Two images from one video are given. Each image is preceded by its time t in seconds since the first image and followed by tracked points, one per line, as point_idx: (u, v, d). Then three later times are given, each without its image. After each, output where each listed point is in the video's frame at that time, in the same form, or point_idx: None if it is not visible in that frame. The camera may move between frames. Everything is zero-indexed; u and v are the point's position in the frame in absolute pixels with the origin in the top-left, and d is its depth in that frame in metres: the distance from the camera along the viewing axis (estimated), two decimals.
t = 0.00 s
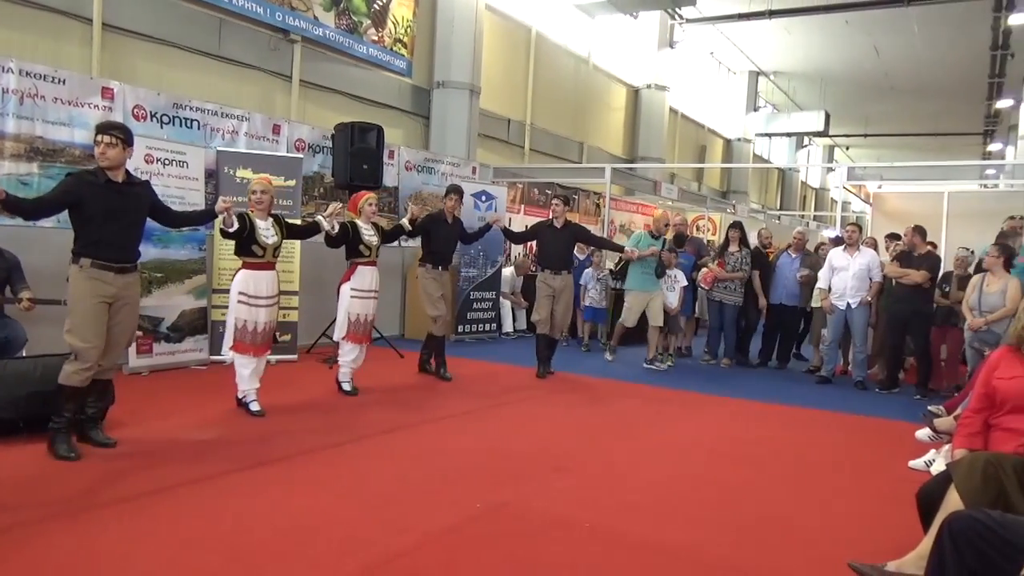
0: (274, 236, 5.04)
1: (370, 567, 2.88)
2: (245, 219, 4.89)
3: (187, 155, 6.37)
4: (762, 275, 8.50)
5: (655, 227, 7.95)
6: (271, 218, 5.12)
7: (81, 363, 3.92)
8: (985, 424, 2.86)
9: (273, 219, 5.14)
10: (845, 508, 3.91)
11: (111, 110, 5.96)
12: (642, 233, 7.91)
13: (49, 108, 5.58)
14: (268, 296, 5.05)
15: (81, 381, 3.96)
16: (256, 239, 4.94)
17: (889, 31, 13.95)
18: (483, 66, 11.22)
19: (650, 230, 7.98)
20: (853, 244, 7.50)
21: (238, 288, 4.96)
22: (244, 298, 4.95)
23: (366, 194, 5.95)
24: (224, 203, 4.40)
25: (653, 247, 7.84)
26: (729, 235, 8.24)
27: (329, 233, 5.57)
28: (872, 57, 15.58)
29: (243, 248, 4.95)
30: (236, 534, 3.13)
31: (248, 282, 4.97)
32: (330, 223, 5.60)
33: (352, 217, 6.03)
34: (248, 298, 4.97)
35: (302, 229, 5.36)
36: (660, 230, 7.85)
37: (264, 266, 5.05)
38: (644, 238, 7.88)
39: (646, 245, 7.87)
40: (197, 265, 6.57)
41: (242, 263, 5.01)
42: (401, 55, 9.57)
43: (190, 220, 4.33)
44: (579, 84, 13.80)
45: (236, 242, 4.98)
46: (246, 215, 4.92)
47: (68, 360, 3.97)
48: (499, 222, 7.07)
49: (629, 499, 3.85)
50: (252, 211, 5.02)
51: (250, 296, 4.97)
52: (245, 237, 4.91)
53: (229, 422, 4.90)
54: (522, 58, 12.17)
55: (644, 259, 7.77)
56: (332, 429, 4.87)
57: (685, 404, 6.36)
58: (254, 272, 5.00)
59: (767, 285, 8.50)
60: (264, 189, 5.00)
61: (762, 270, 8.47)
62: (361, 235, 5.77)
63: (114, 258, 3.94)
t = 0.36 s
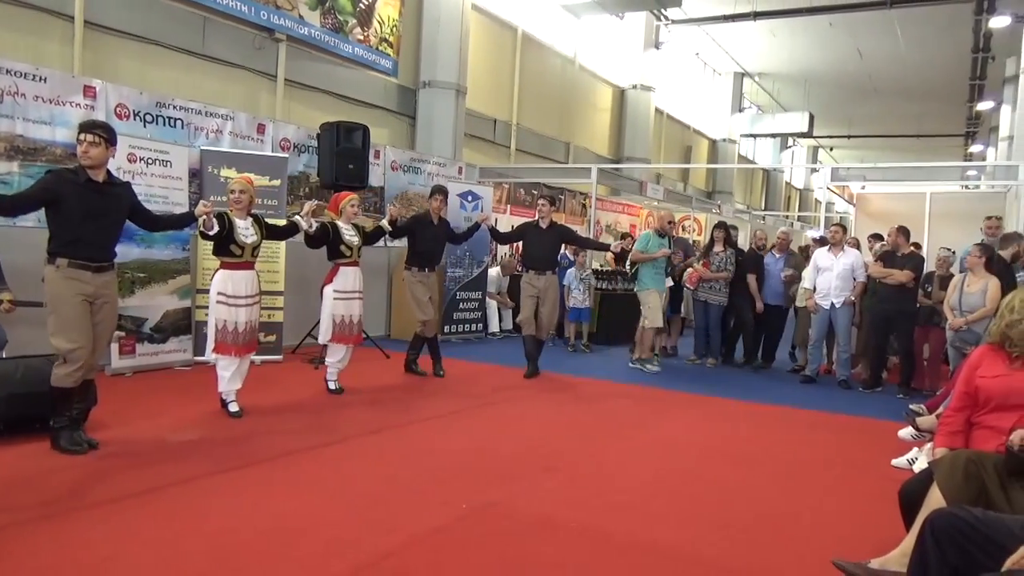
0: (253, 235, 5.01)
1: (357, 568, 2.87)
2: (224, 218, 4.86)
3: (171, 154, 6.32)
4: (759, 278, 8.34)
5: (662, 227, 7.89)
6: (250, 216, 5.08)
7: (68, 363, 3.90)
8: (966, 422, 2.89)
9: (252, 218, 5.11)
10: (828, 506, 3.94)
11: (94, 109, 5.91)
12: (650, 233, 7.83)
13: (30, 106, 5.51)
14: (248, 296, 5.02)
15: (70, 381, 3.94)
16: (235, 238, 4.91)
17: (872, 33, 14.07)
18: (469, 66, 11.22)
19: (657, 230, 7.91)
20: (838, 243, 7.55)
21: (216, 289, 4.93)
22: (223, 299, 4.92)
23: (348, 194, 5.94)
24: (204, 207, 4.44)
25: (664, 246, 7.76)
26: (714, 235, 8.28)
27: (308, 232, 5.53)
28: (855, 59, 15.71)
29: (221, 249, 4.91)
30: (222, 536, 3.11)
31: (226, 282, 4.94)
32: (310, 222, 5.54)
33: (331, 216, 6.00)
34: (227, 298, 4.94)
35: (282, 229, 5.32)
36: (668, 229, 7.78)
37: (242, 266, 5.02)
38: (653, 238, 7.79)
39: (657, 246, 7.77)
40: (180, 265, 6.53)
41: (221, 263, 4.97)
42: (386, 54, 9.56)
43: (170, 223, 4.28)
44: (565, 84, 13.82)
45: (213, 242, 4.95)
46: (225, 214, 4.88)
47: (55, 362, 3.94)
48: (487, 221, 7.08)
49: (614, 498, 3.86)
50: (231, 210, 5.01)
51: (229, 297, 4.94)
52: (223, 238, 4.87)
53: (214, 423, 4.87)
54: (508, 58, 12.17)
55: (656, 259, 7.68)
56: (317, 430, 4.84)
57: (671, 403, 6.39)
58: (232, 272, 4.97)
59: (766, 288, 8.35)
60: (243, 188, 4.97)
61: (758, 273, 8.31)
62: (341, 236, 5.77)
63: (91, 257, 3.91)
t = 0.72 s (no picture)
0: (229, 232, 4.97)
1: (337, 569, 2.85)
2: (198, 215, 4.80)
3: (147, 152, 6.24)
4: (744, 278, 8.27)
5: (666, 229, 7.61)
6: (225, 215, 5.03)
7: (40, 369, 3.82)
8: (942, 419, 2.92)
9: (227, 217, 5.06)
10: (808, 503, 3.98)
11: (68, 106, 5.81)
12: (655, 237, 7.57)
13: (3, 104, 5.41)
14: (224, 295, 4.98)
15: (42, 388, 3.85)
16: (211, 235, 4.86)
17: (849, 35, 14.23)
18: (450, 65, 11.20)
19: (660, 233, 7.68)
20: (815, 243, 7.65)
21: (192, 287, 4.86)
22: (200, 298, 4.85)
23: (327, 192, 5.91)
24: (177, 199, 4.35)
25: (670, 250, 7.54)
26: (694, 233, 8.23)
27: (283, 229, 5.47)
28: (833, 60, 15.88)
29: (197, 247, 4.87)
30: (201, 538, 3.08)
31: (203, 281, 4.88)
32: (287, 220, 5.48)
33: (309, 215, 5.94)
34: (204, 297, 4.87)
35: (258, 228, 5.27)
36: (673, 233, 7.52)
37: (219, 264, 4.97)
38: (659, 242, 7.55)
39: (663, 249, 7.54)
40: (157, 265, 6.45)
41: (196, 261, 4.92)
42: (366, 53, 9.52)
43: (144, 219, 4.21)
44: (546, 84, 13.83)
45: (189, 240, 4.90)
46: (199, 211, 4.82)
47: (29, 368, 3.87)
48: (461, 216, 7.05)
49: (596, 497, 3.86)
50: (206, 208, 4.94)
51: (206, 296, 4.88)
52: (199, 234, 4.82)
53: (193, 424, 4.82)
54: (489, 58, 12.17)
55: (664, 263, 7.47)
56: (298, 430, 4.81)
57: (652, 402, 6.41)
58: (208, 271, 4.92)
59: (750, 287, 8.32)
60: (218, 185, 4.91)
61: (744, 272, 8.23)
62: (320, 233, 5.71)
63: (62, 259, 3.84)
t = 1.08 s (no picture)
0: (201, 233, 4.92)
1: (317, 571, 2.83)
2: (169, 214, 4.73)
3: (122, 151, 6.15)
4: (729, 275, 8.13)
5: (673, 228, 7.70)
6: (197, 216, 4.98)
7: (10, 374, 3.76)
8: (915, 416, 2.96)
9: (200, 218, 5.00)
10: (786, 501, 4.02)
11: (41, 104, 5.70)
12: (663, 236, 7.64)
13: None
14: (194, 297, 4.92)
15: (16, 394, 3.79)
16: (181, 235, 4.81)
17: (826, 36, 14.36)
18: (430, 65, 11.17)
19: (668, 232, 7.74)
20: (794, 243, 7.70)
21: (161, 289, 4.83)
22: (169, 300, 4.82)
23: (305, 194, 5.83)
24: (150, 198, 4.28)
25: (677, 249, 7.57)
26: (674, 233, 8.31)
27: (261, 233, 5.40)
28: (810, 61, 16.02)
29: (167, 248, 4.82)
30: (179, 541, 3.04)
31: (172, 282, 4.84)
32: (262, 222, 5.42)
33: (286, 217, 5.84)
34: (173, 299, 4.83)
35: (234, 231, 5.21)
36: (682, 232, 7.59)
37: (189, 265, 4.92)
38: (666, 241, 7.60)
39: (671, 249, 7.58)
40: (133, 265, 6.37)
41: (166, 262, 4.87)
42: (346, 51, 9.49)
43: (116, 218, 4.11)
44: (526, 83, 13.83)
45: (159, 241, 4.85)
46: (170, 211, 4.77)
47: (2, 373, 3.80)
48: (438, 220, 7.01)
49: (577, 495, 3.88)
50: (177, 208, 4.87)
51: (175, 298, 4.84)
52: (169, 235, 4.76)
53: (171, 427, 4.76)
54: (469, 57, 12.15)
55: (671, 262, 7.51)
56: (277, 432, 4.78)
57: (632, 401, 6.44)
58: (178, 272, 4.87)
59: (735, 285, 8.17)
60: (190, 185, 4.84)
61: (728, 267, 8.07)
62: (297, 235, 5.67)
63: (32, 258, 3.78)
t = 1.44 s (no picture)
0: (177, 231, 4.86)
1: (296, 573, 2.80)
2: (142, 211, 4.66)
3: (100, 149, 6.07)
4: (724, 275, 8.12)
5: (693, 232, 7.76)
6: (174, 212, 4.92)
7: None
8: (893, 415, 3.02)
9: (176, 215, 4.95)
10: (767, 498, 4.05)
11: (16, 101, 5.62)
12: (682, 239, 7.70)
13: None
14: (172, 296, 4.87)
15: None
16: (157, 233, 4.74)
17: (806, 37, 14.49)
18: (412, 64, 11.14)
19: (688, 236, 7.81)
20: (775, 243, 7.78)
21: (139, 289, 4.77)
22: (147, 299, 4.76)
23: (286, 191, 5.80)
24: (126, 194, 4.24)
25: (696, 253, 7.62)
26: (654, 233, 8.44)
27: (241, 229, 5.36)
28: (790, 62, 16.14)
29: (143, 244, 4.75)
30: (156, 543, 3.01)
31: (149, 281, 4.79)
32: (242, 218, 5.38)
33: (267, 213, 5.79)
34: (150, 298, 4.78)
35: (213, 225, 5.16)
36: (702, 235, 7.66)
37: (167, 262, 4.86)
38: (685, 244, 7.66)
39: (690, 252, 7.64)
40: (111, 265, 6.30)
41: (143, 261, 4.81)
42: (328, 50, 9.45)
43: (89, 213, 4.07)
44: (509, 83, 13.84)
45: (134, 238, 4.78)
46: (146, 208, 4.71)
47: None
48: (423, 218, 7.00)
49: (559, 494, 3.88)
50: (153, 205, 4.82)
51: (153, 297, 4.78)
52: (144, 232, 4.68)
53: (149, 429, 4.71)
54: (451, 56, 12.13)
55: (690, 266, 7.58)
56: (258, 433, 4.74)
57: (615, 400, 6.46)
58: (156, 270, 4.82)
59: (731, 285, 8.13)
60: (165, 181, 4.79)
61: (724, 265, 8.06)
62: (278, 231, 5.62)
63: (4, 254, 3.71)
